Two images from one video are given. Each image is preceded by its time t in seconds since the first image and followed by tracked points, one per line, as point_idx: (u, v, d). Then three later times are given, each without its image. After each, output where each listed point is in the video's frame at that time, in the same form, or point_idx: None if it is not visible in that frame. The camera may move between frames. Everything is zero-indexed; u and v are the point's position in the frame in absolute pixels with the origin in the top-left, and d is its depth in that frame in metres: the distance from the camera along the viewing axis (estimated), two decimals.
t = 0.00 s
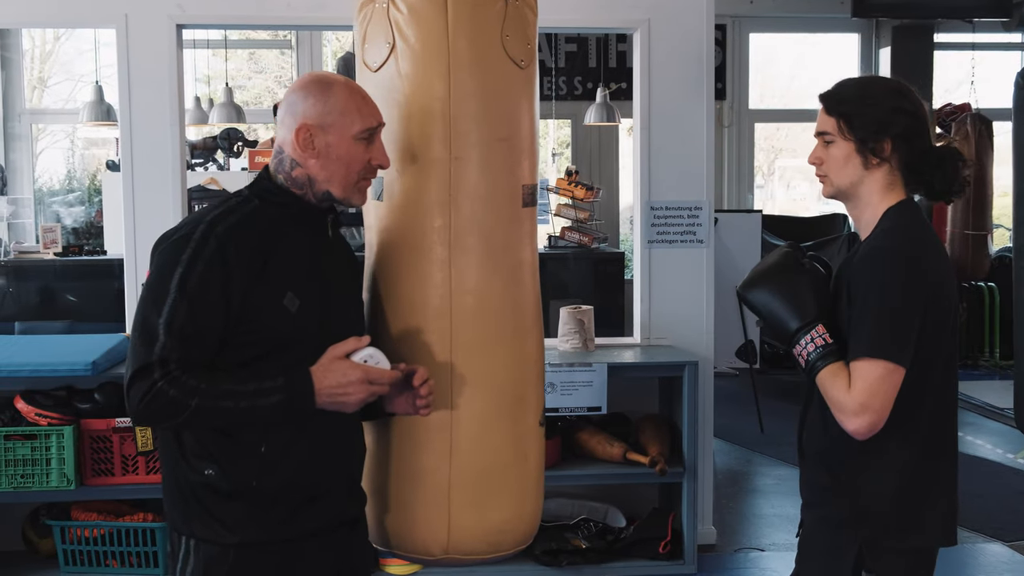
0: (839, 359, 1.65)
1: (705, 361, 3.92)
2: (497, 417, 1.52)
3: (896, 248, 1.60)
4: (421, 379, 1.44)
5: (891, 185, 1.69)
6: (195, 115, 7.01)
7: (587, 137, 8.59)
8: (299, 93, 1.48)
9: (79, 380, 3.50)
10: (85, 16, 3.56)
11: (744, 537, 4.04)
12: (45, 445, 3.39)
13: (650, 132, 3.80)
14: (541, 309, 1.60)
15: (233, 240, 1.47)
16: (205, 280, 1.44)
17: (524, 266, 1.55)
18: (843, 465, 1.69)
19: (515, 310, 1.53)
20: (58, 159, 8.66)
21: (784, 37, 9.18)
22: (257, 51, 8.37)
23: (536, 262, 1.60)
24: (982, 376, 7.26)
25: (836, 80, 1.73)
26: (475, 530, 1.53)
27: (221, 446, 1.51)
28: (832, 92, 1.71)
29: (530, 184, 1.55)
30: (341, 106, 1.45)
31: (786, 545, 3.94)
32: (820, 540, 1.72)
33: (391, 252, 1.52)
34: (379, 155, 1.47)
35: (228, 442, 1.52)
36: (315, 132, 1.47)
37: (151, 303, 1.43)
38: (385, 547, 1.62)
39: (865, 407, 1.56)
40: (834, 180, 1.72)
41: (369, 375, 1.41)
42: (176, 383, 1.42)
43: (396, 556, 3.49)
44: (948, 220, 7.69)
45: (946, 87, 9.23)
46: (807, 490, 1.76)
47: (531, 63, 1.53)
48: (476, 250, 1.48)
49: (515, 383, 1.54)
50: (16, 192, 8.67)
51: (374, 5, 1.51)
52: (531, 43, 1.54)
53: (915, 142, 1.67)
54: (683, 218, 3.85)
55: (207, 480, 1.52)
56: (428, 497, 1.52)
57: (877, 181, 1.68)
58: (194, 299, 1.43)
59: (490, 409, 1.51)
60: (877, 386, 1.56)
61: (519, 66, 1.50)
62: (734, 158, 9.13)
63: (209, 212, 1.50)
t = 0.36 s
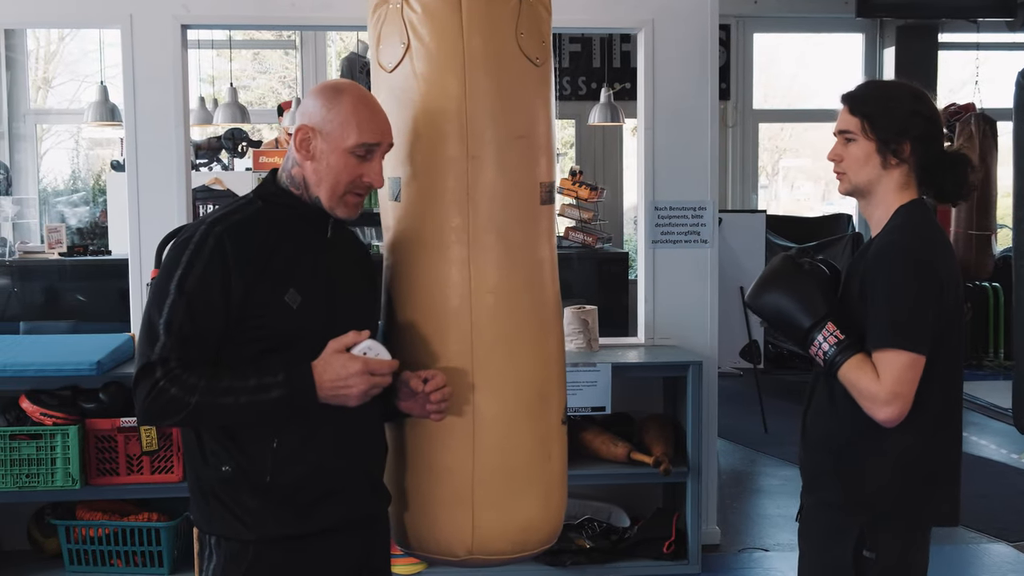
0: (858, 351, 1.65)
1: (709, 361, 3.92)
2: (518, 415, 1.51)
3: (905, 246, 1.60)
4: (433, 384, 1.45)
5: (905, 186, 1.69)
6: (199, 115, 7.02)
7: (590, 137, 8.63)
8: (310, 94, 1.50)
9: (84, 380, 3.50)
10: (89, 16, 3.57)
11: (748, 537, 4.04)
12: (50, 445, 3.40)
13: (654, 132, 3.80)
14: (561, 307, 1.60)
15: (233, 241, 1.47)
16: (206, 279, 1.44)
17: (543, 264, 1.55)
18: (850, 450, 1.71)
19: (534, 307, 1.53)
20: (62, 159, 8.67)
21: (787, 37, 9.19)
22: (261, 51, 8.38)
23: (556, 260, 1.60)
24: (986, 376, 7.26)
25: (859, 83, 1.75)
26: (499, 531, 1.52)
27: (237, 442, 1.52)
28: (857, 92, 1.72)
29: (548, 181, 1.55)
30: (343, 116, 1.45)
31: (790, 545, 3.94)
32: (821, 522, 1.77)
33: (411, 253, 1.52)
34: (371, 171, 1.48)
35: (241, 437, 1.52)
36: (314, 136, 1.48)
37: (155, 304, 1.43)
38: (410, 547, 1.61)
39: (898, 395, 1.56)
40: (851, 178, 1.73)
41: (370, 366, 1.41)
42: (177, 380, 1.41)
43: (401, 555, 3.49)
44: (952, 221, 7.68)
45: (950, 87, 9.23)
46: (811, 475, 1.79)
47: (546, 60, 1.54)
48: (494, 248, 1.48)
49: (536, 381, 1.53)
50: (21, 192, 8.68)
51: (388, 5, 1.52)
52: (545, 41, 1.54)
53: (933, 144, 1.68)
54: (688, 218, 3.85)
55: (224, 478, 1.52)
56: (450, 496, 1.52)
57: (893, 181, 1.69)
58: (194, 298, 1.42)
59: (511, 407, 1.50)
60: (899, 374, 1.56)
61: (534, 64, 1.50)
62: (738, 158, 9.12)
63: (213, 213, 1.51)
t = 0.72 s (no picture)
0: (886, 354, 1.62)
1: (713, 361, 3.92)
2: (534, 414, 1.50)
3: (917, 245, 1.60)
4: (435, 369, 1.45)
5: (907, 188, 1.70)
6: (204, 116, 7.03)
7: (594, 137, 8.64)
8: (295, 101, 1.51)
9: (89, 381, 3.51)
10: (94, 17, 3.57)
11: (752, 537, 4.04)
12: (55, 445, 3.41)
13: (658, 132, 3.80)
14: (575, 305, 1.59)
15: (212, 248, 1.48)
16: (185, 287, 1.44)
17: (557, 263, 1.55)
18: (868, 448, 1.71)
19: (548, 305, 1.52)
20: (67, 160, 8.68)
21: (791, 38, 9.18)
22: (266, 52, 8.39)
23: (569, 259, 1.60)
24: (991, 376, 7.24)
25: (864, 84, 1.75)
26: (516, 530, 1.51)
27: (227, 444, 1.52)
28: (863, 93, 1.72)
29: (561, 180, 1.55)
30: (328, 126, 1.47)
31: (794, 545, 3.95)
32: (837, 515, 1.77)
33: (425, 254, 1.51)
34: (354, 182, 1.50)
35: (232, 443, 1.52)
36: (298, 145, 1.49)
37: (134, 316, 1.43)
38: (421, 550, 1.58)
39: (935, 389, 1.55)
40: (855, 179, 1.72)
41: (352, 375, 1.36)
42: (156, 393, 1.40)
43: (405, 556, 3.50)
44: (956, 220, 7.66)
45: (954, 87, 9.22)
46: (827, 469, 1.78)
47: (557, 60, 1.54)
48: (508, 246, 1.48)
49: (551, 379, 1.52)
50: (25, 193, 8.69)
51: (398, 7, 1.52)
52: (555, 41, 1.55)
53: (933, 148, 1.68)
54: (691, 219, 3.85)
55: (212, 482, 1.53)
56: (467, 496, 1.49)
57: (896, 183, 1.69)
58: (175, 308, 1.43)
59: (525, 406, 1.49)
60: (933, 365, 1.56)
61: (545, 63, 1.51)
62: (741, 158, 9.13)
63: (193, 219, 1.52)
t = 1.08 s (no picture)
0: (888, 354, 1.62)
1: (716, 361, 3.92)
2: (534, 413, 1.50)
3: (920, 242, 1.60)
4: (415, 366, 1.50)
5: (910, 187, 1.70)
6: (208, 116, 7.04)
7: (597, 137, 8.64)
8: (271, 110, 1.48)
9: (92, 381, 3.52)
10: (98, 17, 3.58)
11: (755, 537, 4.04)
12: (59, 444, 3.42)
13: (661, 132, 3.80)
14: (574, 304, 1.59)
15: (192, 269, 1.45)
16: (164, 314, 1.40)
17: (557, 263, 1.55)
18: (871, 454, 1.71)
19: (547, 305, 1.52)
20: (71, 160, 8.70)
21: (795, 38, 9.17)
22: (270, 52, 8.41)
23: (569, 258, 1.60)
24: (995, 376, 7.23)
25: (867, 81, 1.74)
26: (516, 530, 1.50)
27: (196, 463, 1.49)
28: (867, 92, 1.71)
29: (561, 180, 1.55)
30: (313, 137, 1.47)
31: (797, 545, 3.95)
32: (836, 522, 1.77)
33: (426, 253, 1.50)
34: (335, 191, 1.51)
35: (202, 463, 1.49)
36: (278, 154, 1.48)
37: (108, 347, 1.38)
38: (420, 550, 1.57)
39: (942, 388, 1.54)
40: (858, 180, 1.72)
41: (338, 396, 1.42)
42: (139, 425, 1.35)
43: (408, 556, 3.51)
44: (960, 220, 7.65)
45: (958, 87, 9.20)
46: (828, 473, 1.78)
47: (557, 60, 1.54)
48: (509, 246, 1.47)
49: (551, 378, 1.52)
50: (30, 193, 8.71)
51: (399, 7, 1.52)
52: (556, 40, 1.55)
53: (937, 147, 1.69)
54: (695, 219, 3.85)
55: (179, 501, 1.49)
56: (468, 495, 1.49)
57: (900, 184, 1.70)
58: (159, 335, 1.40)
59: (525, 406, 1.49)
60: (938, 364, 1.55)
61: (546, 63, 1.51)
62: (745, 158, 9.12)
63: (163, 236, 1.47)
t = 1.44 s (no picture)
0: (889, 362, 1.61)
1: (718, 361, 3.92)
2: (522, 413, 1.49)
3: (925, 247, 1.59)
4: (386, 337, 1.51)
5: (915, 189, 1.70)
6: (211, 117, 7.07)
7: (599, 137, 8.65)
8: (252, 121, 1.46)
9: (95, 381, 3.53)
10: (100, 18, 3.58)
11: (756, 537, 4.04)
12: (61, 444, 3.42)
13: (663, 133, 3.80)
14: (563, 306, 1.58)
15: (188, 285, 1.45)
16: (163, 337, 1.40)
17: (547, 264, 1.53)
18: (868, 461, 1.71)
19: (536, 305, 1.50)
20: (74, 160, 8.73)
21: (797, 38, 9.17)
22: (272, 52, 8.42)
23: (559, 259, 1.59)
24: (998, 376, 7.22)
25: (872, 80, 1.74)
26: (502, 529, 1.49)
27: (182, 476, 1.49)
28: (871, 92, 1.71)
29: (551, 181, 1.54)
30: (298, 149, 1.47)
31: (799, 545, 3.95)
32: (838, 528, 1.76)
33: (416, 253, 1.49)
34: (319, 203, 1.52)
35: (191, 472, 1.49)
36: (262, 167, 1.46)
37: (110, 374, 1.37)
38: (407, 549, 1.56)
39: (944, 398, 1.53)
40: (860, 182, 1.72)
41: (342, 386, 1.47)
42: (149, 443, 1.36)
43: (409, 556, 3.50)
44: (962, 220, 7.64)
45: (961, 87, 9.19)
46: (826, 480, 1.78)
47: (551, 62, 1.53)
48: (498, 246, 1.46)
49: (540, 379, 1.51)
50: (33, 193, 8.73)
51: (393, 6, 1.51)
52: (550, 42, 1.54)
53: (941, 149, 1.68)
54: (697, 219, 3.85)
55: (162, 514, 1.48)
56: (455, 495, 1.47)
57: (903, 185, 1.69)
58: (162, 356, 1.40)
59: (513, 408, 1.48)
60: (941, 374, 1.54)
61: (539, 65, 1.50)
62: (747, 159, 9.12)
63: (150, 255, 1.45)
